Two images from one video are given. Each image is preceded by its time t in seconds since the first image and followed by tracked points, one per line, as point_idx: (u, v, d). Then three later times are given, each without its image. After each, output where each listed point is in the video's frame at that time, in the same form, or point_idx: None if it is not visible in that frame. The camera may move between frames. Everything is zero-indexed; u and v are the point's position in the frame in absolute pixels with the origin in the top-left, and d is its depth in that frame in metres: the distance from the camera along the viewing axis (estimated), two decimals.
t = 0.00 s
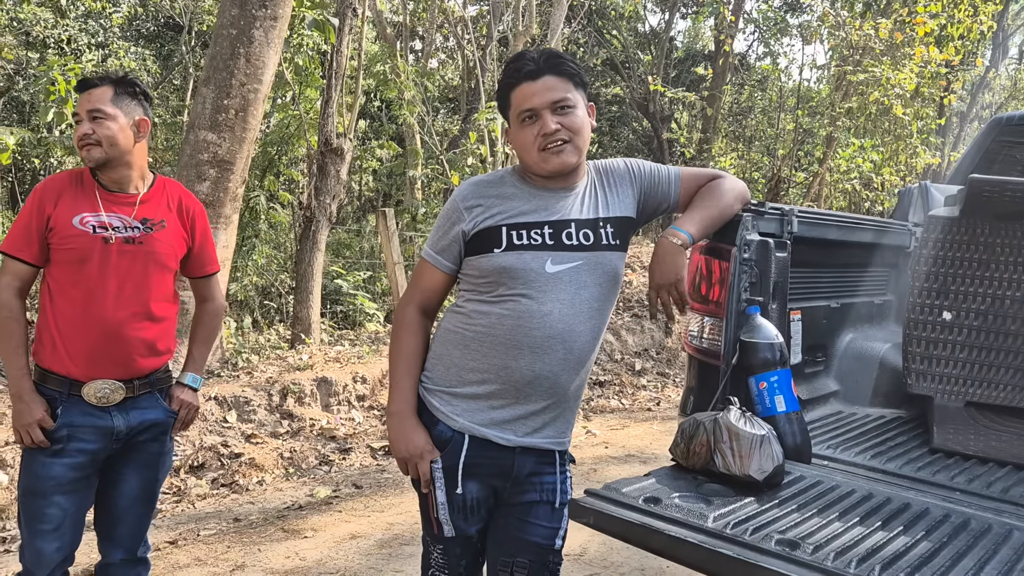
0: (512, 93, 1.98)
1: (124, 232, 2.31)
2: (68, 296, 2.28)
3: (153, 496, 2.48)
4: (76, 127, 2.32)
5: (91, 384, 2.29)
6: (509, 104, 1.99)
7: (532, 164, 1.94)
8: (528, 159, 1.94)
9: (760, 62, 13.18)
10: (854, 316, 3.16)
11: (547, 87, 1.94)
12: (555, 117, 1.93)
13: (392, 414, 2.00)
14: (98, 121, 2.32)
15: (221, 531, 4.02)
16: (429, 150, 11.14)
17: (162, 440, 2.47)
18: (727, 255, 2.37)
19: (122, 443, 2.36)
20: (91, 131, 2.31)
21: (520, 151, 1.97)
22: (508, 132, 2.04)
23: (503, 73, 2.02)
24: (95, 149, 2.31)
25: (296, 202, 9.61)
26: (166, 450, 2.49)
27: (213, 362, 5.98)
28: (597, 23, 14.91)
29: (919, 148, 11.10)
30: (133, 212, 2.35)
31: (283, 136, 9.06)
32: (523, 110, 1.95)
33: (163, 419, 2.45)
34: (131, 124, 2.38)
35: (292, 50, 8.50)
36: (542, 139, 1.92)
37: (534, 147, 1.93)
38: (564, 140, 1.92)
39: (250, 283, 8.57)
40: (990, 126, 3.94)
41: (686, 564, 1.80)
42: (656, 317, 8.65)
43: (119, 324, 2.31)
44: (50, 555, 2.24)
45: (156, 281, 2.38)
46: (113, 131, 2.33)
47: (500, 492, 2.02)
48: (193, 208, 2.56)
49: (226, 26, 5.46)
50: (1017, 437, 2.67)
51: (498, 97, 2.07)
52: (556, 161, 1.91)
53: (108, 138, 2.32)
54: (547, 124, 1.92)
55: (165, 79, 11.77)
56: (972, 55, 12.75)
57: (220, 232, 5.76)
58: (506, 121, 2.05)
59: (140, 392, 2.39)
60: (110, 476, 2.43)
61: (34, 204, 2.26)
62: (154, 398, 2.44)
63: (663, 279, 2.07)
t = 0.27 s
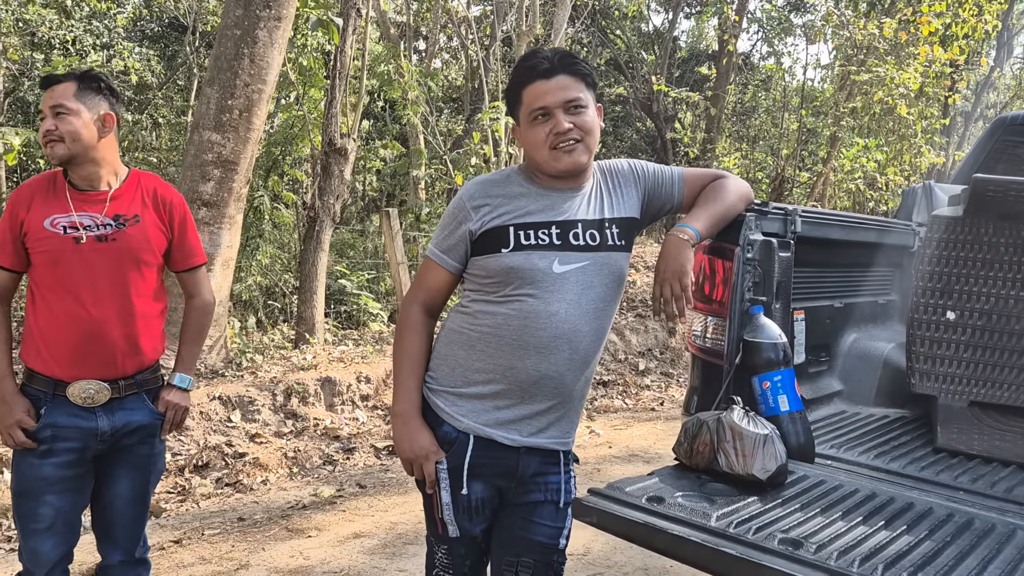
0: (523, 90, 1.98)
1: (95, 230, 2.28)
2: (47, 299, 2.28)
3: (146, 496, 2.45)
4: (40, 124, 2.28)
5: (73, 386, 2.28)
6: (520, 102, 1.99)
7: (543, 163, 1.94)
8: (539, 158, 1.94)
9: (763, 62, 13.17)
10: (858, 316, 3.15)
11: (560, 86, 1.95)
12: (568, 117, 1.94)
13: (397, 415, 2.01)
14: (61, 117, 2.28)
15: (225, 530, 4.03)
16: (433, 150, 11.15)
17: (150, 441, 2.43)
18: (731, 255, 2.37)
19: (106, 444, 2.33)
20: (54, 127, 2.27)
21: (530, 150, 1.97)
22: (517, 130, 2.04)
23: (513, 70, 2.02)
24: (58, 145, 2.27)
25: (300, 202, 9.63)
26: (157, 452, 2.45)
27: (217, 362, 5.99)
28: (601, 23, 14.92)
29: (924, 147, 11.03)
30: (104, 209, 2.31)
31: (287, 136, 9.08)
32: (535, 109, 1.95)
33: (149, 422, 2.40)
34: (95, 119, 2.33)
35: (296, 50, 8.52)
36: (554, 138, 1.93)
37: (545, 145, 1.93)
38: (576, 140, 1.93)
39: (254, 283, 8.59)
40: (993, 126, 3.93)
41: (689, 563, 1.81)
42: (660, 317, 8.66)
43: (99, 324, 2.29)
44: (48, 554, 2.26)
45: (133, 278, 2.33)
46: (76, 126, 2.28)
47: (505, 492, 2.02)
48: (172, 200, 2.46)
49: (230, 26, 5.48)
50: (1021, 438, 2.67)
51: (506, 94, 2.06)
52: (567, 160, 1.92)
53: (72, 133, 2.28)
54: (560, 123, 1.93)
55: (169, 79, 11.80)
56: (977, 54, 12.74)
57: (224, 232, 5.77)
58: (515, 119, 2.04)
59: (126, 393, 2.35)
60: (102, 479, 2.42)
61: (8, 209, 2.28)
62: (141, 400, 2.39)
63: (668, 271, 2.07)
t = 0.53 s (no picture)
0: (533, 88, 1.98)
1: (66, 231, 2.28)
2: (27, 302, 2.30)
3: (140, 498, 2.45)
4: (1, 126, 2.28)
5: (58, 387, 2.28)
6: (530, 99, 1.99)
7: (548, 162, 1.94)
8: (545, 157, 1.94)
9: (767, 62, 13.16)
10: (859, 316, 3.15)
11: (572, 86, 1.95)
12: (577, 117, 1.94)
13: (397, 414, 2.02)
14: (20, 117, 2.27)
15: (227, 530, 4.04)
16: (436, 150, 11.16)
17: (140, 442, 2.43)
18: (731, 255, 2.37)
19: (93, 446, 2.34)
20: (14, 128, 2.27)
21: (536, 149, 1.97)
22: (524, 128, 2.04)
23: (524, 66, 2.02)
24: (20, 148, 2.28)
25: (303, 202, 9.64)
26: (148, 453, 2.45)
27: (220, 362, 6.00)
28: (604, 23, 14.93)
29: (927, 147, 11.27)
30: (74, 209, 2.30)
31: (290, 136, 9.10)
32: (545, 108, 1.95)
33: (135, 424, 2.40)
34: (56, 117, 2.31)
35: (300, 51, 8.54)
36: (562, 138, 1.93)
37: (553, 145, 1.93)
38: (584, 141, 1.94)
39: (258, 283, 8.61)
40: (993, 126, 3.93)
41: (688, 562, 1.81)
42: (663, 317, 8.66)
43: (78, 324, 2.29)
44: (44, 553, 2.27)
45: (111, 277, 2.33)
46: (35, 126, 2.27)
47: (504, 492, 2.03)
48: (144, 191, 2.43)
49: (233, 27, 5.50)
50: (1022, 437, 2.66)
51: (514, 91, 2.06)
52: (573, 160, 1.92)
53: (31, 134, 2.27)
54: (569, 123, 1.93)
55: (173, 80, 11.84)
56: (981, 54, 12.73)
57: (227, 232, 5.78)
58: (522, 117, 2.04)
59: (111, 394, 2.35)
60: (94, 483, 2.42)
61: None
62: (127, 400, 2.39)
63: (664, 265, 2.08)
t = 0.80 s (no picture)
0: (533, 88, 1.98)
1: (42, 233, 2.26)
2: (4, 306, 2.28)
3: (132, 500, 2.45)
4: None
5: (44, 389, 2.28)
6: (530, 99, 1.98)
7: (549, 161, 1.94)
8: (546, 156, 1.94)
9: (770, 61, 13.14)
10: (861, 315, 3.15)
11: (574, 86, 1.95)
12: (578, 117, 1.94)
13: (396, 413, 2.02)
14: None
15: (229, 530, 4.05)
16: (439, 150, 11.15)
17: (129, 443, 2.43)
18: (732, 254, 2.37)
19: (80, 447, 2.34)
20: None
21: (536, 148, 1.97)
22: (524, 128, 2.04)
23: (523, 66, 2.01)
24: None
25: (306, 202, 9.66)
26: (137, 454, 2.45)
27: (223, 361, 6.00)
28: (608, 23, 14.92)
29: (931, 146, 11.14)
30: (47, 211, 2.28)
31: (293, 136, 9.18)
32: (546, 107, 1.95)
33: (122, 423, 2.41)
34: (25, 117, 2.27)
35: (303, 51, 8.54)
36: (563, 137, 1.93)
37: (554, 144, 1.93)
38: (585, 141, 1.93)
39: (261, 283, 8.64)
40: (996, 127, 3.92)
41: (687, 561, 1.81)
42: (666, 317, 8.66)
43: (62, 325, 2.29)
44: (36, 553, 2.30)
45: (91, 277, 2.32)
46: (7, 126, 2.22)
47: (503, 490, 2.03)
48: (116, 187, 2.41)
49: (236, 27, 5.51)
50: None
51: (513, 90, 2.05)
52: (573, 160, 1.92)
53: (3, 134, 2.22)
54: (570, 123, 1.93)
55: (176, 80, 11.86)
56: (985, 53, 12.69)
57: (229, 233, 5.78)
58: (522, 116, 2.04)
59: (98, 394, 2.36)
60: (85, 487, 2.42)
61: None
62: (114, 400, 2.40)
63: (672, 272, 2.07)
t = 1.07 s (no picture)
0: (532, 87, 1.98)
1: (24, 236, 2.25)
2: None
3: (135, 498, 2.45)
4: None
5: (32, 390, 2.28)
6: (529, 99, 1.99)
7: (548, 161, 1.94)
8: (545, 156, 1.94)
9: (773, 61, 13.12)
10: (864, 314, 3.14)
11: (571, 86, 1.95)
12: (576, 117, 1.94)
13: (397, 411, 2.02)
14: None
15: (232, 529, 4.06)
16: (442, 150, 11.15)
17: (122, 440, 2.44)
18: (734, 253, 2.37)
19: (74, 445, 2.35)
20: None
21: (536, 148, 1.97)
22: (524, 127, 2.04)
23: (522, 66, 2.01)
24: None
25: (309, 202, 9.67)
26: (134, 450, 2.47)
27: (225, 361, 6.01)
28: (610, 23, 14.92)
29: (935, 146, 11.15)
30: (27, 213, 2.27)
31: (296, 137, 9.19)
32: (544, 107, 1.95)
33: (114, 420, 2.42)
34: (13, 118, 2.27)
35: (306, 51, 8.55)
36: (562, 137, 1.93)
37: (553, 144, 1.93)
38: (584, 140, 1.93)
39: (263, 282, 8.65)
40: (998, 126, 3.92)
41: (689, 561, 1.81)
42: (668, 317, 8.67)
43: (51, 326, 2.29)
44: (31, 553, 2.31)
45: (76, 278, 2.33)
46: (6, 127, 2.23)
47: (504, 489, 2.03)
48: (95, 185, 2.41)
49: (238, 27, 5.52)
50: None
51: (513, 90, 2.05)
52: (571, 160, 1.92)
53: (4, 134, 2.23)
54: (568, 123, 1.93)
55: (180, 80, 11.88)
56: (989, 53, 12.67)
57: (232, 232, 5.78)
58: (522, 116, 2.04)
59: (88, 392, 2.36)
60: (83, 488, 2.41)
61: None
62: (104, 398, 2.40)
63: (671, 270, 2.07)
